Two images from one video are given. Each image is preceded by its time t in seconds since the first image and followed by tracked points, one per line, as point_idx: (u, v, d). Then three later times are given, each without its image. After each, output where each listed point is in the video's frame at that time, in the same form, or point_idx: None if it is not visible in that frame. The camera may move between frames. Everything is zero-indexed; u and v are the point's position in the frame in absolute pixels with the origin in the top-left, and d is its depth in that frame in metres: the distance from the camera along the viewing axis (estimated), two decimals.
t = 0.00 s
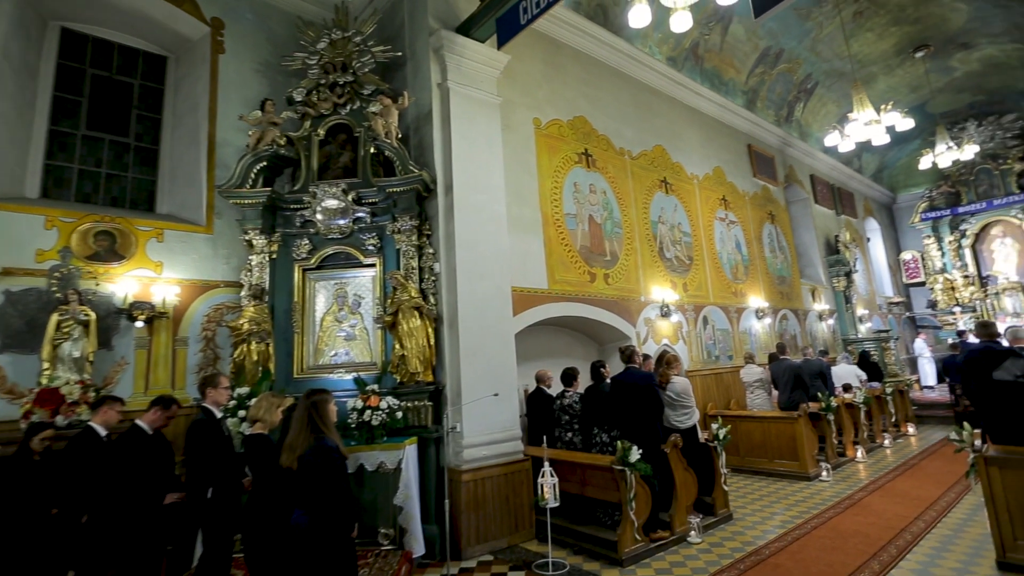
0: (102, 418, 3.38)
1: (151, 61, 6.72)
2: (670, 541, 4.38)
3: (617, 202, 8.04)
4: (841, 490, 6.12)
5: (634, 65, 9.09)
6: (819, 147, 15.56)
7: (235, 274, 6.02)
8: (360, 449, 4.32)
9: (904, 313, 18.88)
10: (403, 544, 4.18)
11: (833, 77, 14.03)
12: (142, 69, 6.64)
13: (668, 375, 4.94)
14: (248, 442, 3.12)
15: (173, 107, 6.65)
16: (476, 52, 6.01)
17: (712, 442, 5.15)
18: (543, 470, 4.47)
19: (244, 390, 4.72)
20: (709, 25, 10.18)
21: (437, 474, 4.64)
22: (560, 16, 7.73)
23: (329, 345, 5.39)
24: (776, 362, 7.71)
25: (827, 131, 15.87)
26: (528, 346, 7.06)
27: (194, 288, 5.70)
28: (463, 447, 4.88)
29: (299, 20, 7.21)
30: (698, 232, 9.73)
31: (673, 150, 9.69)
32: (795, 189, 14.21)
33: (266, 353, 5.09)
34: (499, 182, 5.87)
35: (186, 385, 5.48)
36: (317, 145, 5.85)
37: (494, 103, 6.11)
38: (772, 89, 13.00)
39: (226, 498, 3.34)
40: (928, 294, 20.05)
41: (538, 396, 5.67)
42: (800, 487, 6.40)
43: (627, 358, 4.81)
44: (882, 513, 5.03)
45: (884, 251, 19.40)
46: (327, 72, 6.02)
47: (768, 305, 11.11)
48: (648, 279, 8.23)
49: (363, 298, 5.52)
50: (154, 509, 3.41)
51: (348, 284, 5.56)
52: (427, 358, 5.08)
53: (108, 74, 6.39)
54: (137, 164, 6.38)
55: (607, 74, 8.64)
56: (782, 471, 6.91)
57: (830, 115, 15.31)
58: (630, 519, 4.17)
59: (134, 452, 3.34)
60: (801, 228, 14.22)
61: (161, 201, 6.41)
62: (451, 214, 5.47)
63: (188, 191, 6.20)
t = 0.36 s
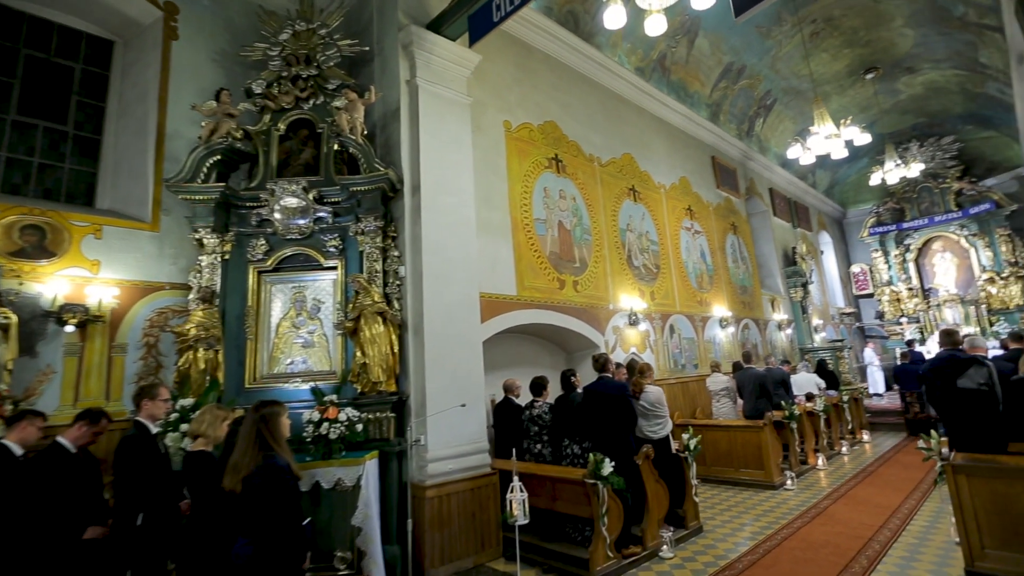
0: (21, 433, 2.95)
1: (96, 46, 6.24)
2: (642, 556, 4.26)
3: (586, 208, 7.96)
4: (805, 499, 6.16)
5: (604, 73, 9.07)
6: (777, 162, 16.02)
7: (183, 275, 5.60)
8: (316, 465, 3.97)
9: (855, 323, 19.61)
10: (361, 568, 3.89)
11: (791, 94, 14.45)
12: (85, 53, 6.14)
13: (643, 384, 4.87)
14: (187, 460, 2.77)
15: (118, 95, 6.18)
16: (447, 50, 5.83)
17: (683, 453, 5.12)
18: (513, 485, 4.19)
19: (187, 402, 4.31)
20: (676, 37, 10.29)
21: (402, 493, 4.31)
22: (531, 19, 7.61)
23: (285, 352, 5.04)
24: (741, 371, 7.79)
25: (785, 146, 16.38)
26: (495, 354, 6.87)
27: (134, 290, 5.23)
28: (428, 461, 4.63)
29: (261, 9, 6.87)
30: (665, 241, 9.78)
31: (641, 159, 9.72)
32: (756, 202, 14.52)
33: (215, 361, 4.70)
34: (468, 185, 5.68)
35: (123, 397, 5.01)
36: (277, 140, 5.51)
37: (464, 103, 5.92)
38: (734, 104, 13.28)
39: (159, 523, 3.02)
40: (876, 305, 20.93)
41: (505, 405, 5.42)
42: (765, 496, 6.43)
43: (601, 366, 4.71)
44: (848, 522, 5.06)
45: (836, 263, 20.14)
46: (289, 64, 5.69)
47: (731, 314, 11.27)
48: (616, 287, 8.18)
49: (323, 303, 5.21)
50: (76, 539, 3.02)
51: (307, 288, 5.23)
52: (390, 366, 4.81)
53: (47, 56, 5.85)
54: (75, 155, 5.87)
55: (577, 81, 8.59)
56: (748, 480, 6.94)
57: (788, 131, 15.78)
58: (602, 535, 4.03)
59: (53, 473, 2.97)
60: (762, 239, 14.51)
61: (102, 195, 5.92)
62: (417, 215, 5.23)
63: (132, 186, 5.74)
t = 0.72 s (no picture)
0: None
1: (33, 21, 5.72)
2: (614, 572, 4.13)
3: (556, 213, 7.83)
4: (771, 509, 6.17)
5: (576, 79, 8.99)
6: (739, 174, 16.39)
7: (124, 272, 5.16)
8: (268, 480, 3.65)
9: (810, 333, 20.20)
10: None
11: (753, 110, 14.80)
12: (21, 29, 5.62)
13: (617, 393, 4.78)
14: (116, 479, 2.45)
15: (58, 76, 5.68)
16: (418, 44, 5.62)
17: (655, 463, 5.08)
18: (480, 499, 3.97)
19: (124, 412, 3.90)
20: (646, 48, 10.32)
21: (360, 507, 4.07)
22: (503, 20, 7.45)
23: (237, 358, 4.68)
24: (709, 380, 7.84)
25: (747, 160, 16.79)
26: (463, 361, 6.64)
27: (68, 288, 4.78)
28: (390, 474, 4.37)
29: None
30: (633, 248, 9.78)
31: (611, 166, 9.70)
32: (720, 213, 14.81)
33: (158, 367, 4.31)
34: (438, 184, 5.46)
35: (49, 406, 4.52)
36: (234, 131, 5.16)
37: (435, 100, 5.71)
38: (699, 116, 13.47)
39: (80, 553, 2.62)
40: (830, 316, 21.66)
41: (473, 414, 5.21)
42: (733, 505, 6.45)
43: (575, 375, 4.70)
44: (816, 530, 5.09)
45: (792, 275, 20.78)
46: (249, 51, 5.36)
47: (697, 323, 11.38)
48: (586, 294, 8.09)
49: (280, 305, 4.87)
50: None
51: (264, 290, 4.89)
52: (351, 373, 4.53)
53: None
54: (3, 138, 5.34)
55: (549, 85, 8.47)
56: (715, 490, 6.96)
57: (750, 145, 16.18)
58: (574, 551, 3.86)
59: None
60: (725, 250, 14.70)
61: (35, 183, 5.41)
62: (384, 214, 4.97)
63: (70, 174, 5.26)
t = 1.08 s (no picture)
0: None
1: None
2: None
3: (528, 217, 7.66)
4: (740, 519, 6.15)
5: (550, 82, 8.83)
6: (704, 186, 16.64)
7: (56, 265, 4.67)
8: (214, 496, 3.31)
9: (769, 342, 20.64)
10: None
11: (719, 123, 15.03)
12: None
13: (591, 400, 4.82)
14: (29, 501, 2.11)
15: None
16: (392, 35, 5.37)
17: (628, 474, 5.02)
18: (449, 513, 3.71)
19: (48, 420, 3.45)
20: (619, 56, 10.24)
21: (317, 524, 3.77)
22: (478, 17, 7.21)
23: (183, 361, 4.28)
24: (677, 388, 7.87)
25: (713, 172, 17.09)
26: (428, 366, 6.36)
27: None
28: (351, 488, 4.07)
29: None
30: (603, 255, 9.73)
31: (582, 171, 9.60)
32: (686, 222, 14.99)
33: (92, 371, 3.86)
34: (409, 181, 5.23)
35: None
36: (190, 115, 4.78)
37: (407, 93, 5.46)
38: (668, 127, 13.49)
39: None
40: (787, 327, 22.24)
41: (439, 422, 4.99)
42: (701, 515, 6.46)
43: (551, 382, 4.60)
44: (784, 540, 5.11)
45: (753, 285, 21.28)
46: (209, 32, 4.98)
47: (663, 331, 11.43)
48: (556, 299, 7.95)
49: (234, 304, 4.50)
50: None
51: (216, 287, 4.50)
52: (311, 378, 4.23)
53: None
54: None
55: (523, 86, 8.28)
56: (684, 500, 6.98)
57: (715, 158, 16.48)
58: (546, 567, 3.68)
59: None
60: (691, 259, 14.85)
61: None
62: (351, 209, 4.69)
63: None
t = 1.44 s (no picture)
0: None
1: None
2: None
3: (501, 218, 7.43)
4: (711, 529, 6.10)
5: (526, 83, 8.63)
6: (672, 196, 16.81)
7: None
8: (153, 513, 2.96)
9: (731, 351, 21.01)
10: None
11: (688, 134, 15.21)
12: None
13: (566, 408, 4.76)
14: None
15: None
16: (366, 21, 5.10)
17: (604, 484, 4.98)
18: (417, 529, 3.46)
19: None
20: (594, 62, 10.14)
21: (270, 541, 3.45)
22: (455, 10, 6.95)
23: (124, 361, 3.87)
24: (648, 396, 7.81)
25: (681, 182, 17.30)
26: (394, 371, 6.05)
27: None
28: (310, 501, 3.76)
29: None
30: (575, 260, 9.62)
31: (556, 175, 9.45)
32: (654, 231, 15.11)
33: (16, 371, 3.43)
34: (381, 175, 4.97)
35: None
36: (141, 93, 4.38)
37: (381, 83, 5.20)
38: (639, 136, 13.45)
39: None
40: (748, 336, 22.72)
41: (406, 430, 4.72)
42: (672, 526, 6.42)
43: (528, 389, 4.41)
44: (758, 549, 5.10)
45: (716, 295, 21.67)
46: (166, 4, 4.56)
47: (632, 338, 11.42)
48: (528, 303, 7.78)
49: (185, 300, 4.13)
50: None
51: (164, 281, 4.12)
52: (268, 381, 3.91)
53: None
54: None
55: (499, 86, 8.04)
56: (655, 509, 6.94)
57: (683, 168, 16.70)
58: None
59: None
60: (659, 267, 14.99)
61: None
62: (317, 201, 4.39)
63: None
